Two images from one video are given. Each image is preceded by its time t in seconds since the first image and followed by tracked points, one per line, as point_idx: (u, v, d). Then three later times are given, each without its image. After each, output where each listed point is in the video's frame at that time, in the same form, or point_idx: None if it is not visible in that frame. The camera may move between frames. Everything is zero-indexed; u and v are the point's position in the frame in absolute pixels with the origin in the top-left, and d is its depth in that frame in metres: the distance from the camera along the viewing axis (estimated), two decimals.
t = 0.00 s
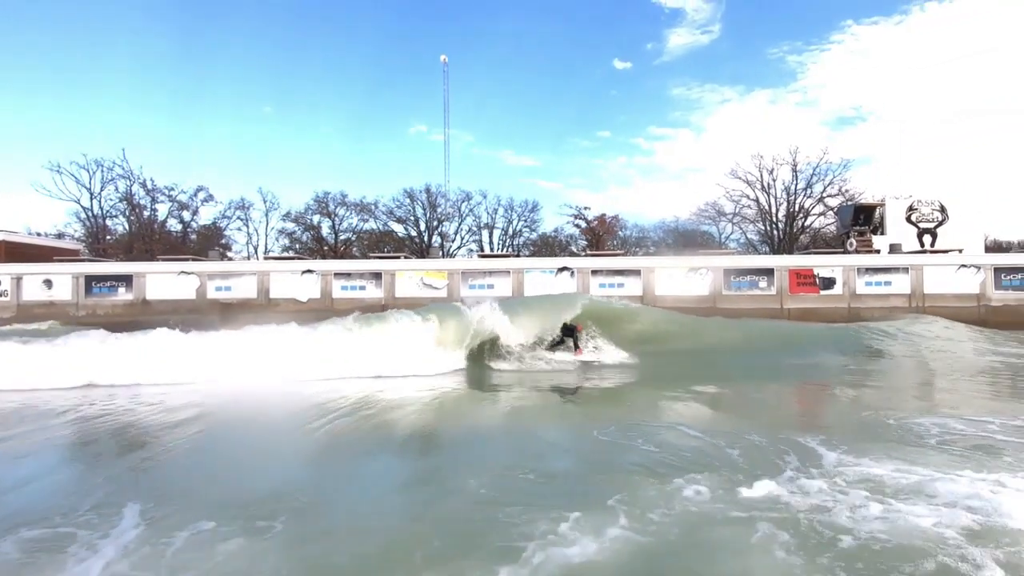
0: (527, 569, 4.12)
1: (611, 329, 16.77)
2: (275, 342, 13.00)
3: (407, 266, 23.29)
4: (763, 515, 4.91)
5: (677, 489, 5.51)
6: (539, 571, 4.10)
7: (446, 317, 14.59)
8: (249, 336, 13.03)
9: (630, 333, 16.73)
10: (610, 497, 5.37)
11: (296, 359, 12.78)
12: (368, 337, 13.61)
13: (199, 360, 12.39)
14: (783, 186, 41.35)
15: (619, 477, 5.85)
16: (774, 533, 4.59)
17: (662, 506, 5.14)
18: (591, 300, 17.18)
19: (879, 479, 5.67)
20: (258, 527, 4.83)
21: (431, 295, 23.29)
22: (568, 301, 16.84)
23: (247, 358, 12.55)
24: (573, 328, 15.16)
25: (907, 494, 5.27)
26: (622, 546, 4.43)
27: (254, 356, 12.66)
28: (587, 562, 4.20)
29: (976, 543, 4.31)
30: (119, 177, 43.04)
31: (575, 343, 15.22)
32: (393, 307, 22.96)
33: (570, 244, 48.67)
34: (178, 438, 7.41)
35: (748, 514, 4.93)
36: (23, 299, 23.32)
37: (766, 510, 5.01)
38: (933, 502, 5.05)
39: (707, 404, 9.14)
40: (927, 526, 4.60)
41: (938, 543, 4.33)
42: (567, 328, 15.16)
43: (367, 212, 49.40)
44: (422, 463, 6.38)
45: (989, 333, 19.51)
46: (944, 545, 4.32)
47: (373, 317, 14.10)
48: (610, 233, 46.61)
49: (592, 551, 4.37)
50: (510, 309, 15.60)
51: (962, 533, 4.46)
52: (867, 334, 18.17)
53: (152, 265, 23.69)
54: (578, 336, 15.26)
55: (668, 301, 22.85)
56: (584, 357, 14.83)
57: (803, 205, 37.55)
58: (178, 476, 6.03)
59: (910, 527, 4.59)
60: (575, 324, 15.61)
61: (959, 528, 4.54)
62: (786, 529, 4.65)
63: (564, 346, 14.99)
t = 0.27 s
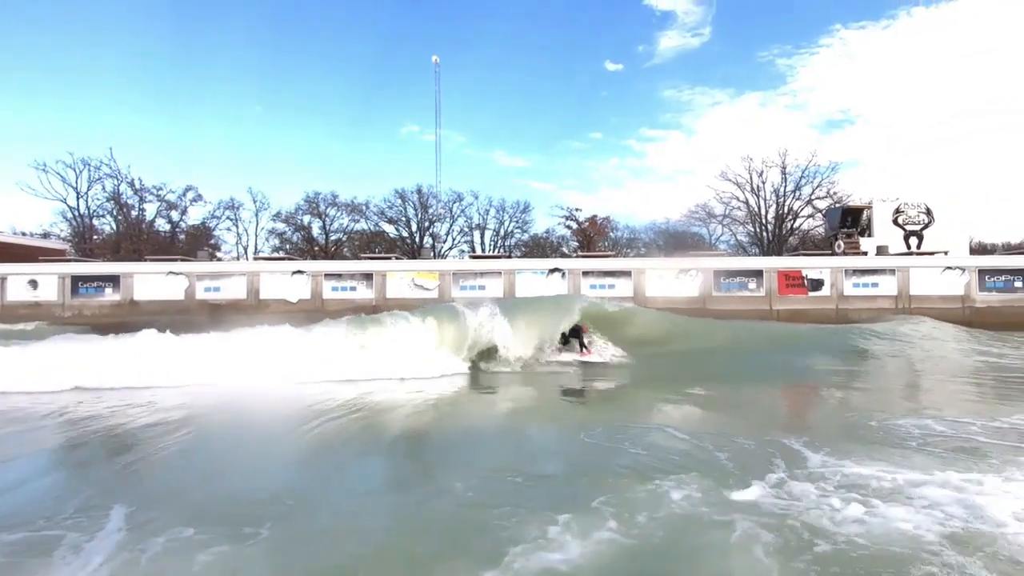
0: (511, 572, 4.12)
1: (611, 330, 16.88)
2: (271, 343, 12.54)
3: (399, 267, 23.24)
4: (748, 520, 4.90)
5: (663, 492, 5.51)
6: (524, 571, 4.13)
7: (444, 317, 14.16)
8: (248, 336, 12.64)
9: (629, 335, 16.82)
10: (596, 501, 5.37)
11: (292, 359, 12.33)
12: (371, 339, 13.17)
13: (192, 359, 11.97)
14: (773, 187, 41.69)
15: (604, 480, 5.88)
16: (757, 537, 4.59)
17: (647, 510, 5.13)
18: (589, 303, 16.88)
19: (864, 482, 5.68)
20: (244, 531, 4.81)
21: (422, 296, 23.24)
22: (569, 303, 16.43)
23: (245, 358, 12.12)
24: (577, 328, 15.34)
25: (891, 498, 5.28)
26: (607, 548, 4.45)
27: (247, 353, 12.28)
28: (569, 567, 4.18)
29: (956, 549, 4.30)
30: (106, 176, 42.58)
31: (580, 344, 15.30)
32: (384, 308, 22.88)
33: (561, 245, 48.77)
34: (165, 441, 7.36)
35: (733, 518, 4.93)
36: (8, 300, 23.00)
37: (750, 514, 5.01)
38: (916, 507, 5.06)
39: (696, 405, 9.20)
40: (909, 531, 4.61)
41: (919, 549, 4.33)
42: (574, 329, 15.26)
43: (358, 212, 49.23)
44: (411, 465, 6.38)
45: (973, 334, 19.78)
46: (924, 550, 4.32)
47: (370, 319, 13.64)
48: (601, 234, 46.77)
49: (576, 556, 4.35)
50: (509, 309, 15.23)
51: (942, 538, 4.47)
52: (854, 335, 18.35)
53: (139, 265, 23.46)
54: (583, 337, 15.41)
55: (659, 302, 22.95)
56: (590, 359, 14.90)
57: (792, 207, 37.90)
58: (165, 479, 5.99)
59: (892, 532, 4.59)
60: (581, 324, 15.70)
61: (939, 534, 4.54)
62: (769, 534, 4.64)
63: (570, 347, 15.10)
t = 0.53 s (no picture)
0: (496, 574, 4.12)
1: (611, 331, 17.24)
2: (265, 342, 12.31)
3: (389, 268, 23.17)
4: (733, 523, 4.89)
5: (649, 496, 5.51)
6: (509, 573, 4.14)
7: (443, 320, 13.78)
8: (242, 336, 12.37)
9: (627, 337, 17.12)
10: (583, 504, 5.35)
11: (289, 359, 12.21)
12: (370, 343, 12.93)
13: (183, 360, 11.79)
14: (761, 189, 42.04)
15: (591, 482, 5.90)
16: (741, 541, 4.58)
17: (633, 512, 5.15)
18: (587, 306, 16.77)
19: (850, 486, 5.69)
20: (229, 536, 4.77)
21: (413, 296, 23.18)
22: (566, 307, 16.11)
23: (238, 359, 11.94)
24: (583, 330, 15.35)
25: (876, 502, 5.29)
26: (592, 550, 4.47)
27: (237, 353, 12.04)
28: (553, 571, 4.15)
29: (935, 551, 4.34)
30: (93, 175, 42.06)
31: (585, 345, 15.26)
32: (374, 309, 22.79)
33: (552, 246, 48.87)
34: (150, 444, 7.28)
35: (718, 522, 4.92)
36: None
37: (735, 517, 5.04)
38: (899, 510, 5.07)
39: (685, 407, 9.25)
40: (892, 535, 4.61)
41: (901, 553, 4.33)
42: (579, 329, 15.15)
43: (348, 213, 49.00)
44: (401, 467, 6.36)
45: (957, 335, 20.06)
46: (905, 553, 4.35)
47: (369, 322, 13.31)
48: (592, 236, 46.91)
49: (561, 559, 4.35)
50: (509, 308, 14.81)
51: (925, 543, 4.48)
52: (841, 337, 18.53)
53: (126, 265, 23.20)
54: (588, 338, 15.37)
55: (649, 303, 23.06)
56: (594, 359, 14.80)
57: (781, 209, 38.26)
58: (150, 483, 5.94)
59: (876, 537, 4.59)
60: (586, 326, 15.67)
61: (922, 538, 4.55)
62: (754, 538, 4.64)
63: (576, 347, 14.94)
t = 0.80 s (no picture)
0: None
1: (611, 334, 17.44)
2: (265, 345, 12.24)
3: (380, 268, 23.08)
4: (716, 527, 4.89)
5: (636, 498, 5.50)
6: None
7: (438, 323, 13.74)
8: (236, 334, 12.34)
9: (627, 339, 17.25)
10: (569, 506, 5.36)
11: (288, 356, 12.24)
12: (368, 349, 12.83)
13: (170, 360, 11.64)
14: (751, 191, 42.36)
15: (577, 483, 5.91)
16: (725, 544, 4.57)
17: (618, 514, 5.17)
18: (586, 307, 16.52)
19: (834, 487, 5.70)
20: (216, 538, 4.73)
21: (403, 297, 23.11)
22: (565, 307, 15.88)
23: (230, 359, 11.84)
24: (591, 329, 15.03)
25: (861, 504, 5.29)
26: (576, 552, 4.48)
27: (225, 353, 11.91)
28: (536, 575, 4.13)
29: (915, 552, 4.39)
30: (79, 173, 41.52)
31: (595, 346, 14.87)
32: (364, 310, 22.69)
33: (543, 247, 48.94)
34: (134, 447, 7.21)
35: (703, 525, 4.91)
36: None
37: (718, 518, 5.07)
38: (883, 512, 5.07)
39: (675, 408, 9.30)
40: (876, 538, 4.60)
41: (883, 558, 4.33)
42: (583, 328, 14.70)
43: (339, 213, 48.77)
44: (388, 469, 6.35)
45: (941, 336, 20.31)
46: (885, 553, 4.40)
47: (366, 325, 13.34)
48: (583, 237, 47.03)
49: (545, 560, 4.36)
50: (502, 310, 14.78)
51: (908, 546, 4.48)
52: (828, 338, 18.72)
53: (112, 264, 22.93)
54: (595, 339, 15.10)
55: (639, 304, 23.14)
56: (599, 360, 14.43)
57: (770, 211, 38.58)
58: (132, 486, 5.87)
59: (859, 540, 4.59)
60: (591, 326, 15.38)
61: (906, 541, 4.55)
62: (737, 542, 4.63)
63: (582, 348, 14.62)
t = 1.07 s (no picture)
0: None
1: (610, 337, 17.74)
2: (263, 349, 12.17)
3: (369, 268, 22.99)
4: (699, 530, 4.88)
5: (621, 501, 5.49)
6: None
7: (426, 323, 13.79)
8: (237, 333, 12.34)
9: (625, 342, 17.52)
10: (555, 508, 5.36)
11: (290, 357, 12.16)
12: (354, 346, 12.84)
13: (156, 361, 11.52)
14: (739, 194, 42.71)
15: (563, 485, 5.92)
16: (707, 548, 4.57)
17: (602, 515, 5.18)
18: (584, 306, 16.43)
19: (818, 491, 5.72)
20: (200, 542, 4.69)
21: (393, 297, 23.03)
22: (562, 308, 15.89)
23: (221, 360, 11.75)
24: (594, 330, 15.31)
25: (844, 508, 5.31)
26: (560, 554, 4.49)
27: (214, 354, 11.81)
28: None
29: (893, 553, 4.45)
30: (63, 170, 40.95)
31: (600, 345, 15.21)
32: (354, 311, 22.58)
33: (534, 248, 48.99)
34: (116, 449, 7.12)
35: (686, 529, 4.91)
36: None
37: (702, 520, 5.09)
38: (865, 516, 5.10)
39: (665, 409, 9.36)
40: (857, 542, 4.63)
41: (863, 562, 4.34)
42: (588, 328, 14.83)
43: (329, 212, 48.50)
44: (374, 471, 6.33)
45: (925, 337, 20.58)
46: (864, 555, 4.44)
47: (358, 324, 13.45)
48: (573, 238, 47.14)
49: (529, 562, 4.37)
50: (494, 311, 14.84)
51: (889, 550, 4.50)
52: (817, 339, 18.93)
53: (97, 264, 22.63)
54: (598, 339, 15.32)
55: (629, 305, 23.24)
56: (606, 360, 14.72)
57: (758, 214, 38.92)
58: (113, 489, 5.79)
59: (840, 545, 4.60)
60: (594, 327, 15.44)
61: (885, 546, 4.57)
62: (719, 543, 4.66)
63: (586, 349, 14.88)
